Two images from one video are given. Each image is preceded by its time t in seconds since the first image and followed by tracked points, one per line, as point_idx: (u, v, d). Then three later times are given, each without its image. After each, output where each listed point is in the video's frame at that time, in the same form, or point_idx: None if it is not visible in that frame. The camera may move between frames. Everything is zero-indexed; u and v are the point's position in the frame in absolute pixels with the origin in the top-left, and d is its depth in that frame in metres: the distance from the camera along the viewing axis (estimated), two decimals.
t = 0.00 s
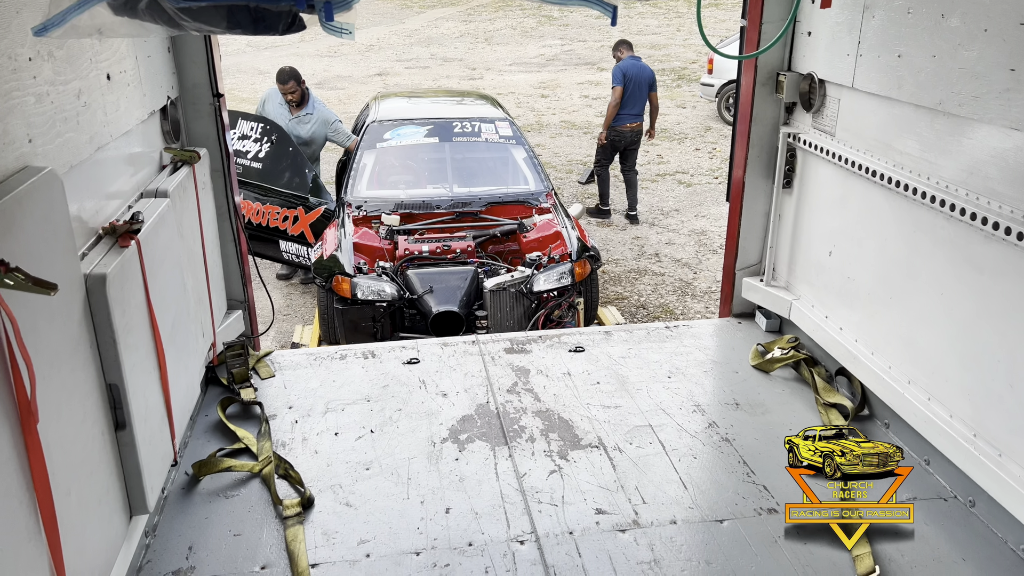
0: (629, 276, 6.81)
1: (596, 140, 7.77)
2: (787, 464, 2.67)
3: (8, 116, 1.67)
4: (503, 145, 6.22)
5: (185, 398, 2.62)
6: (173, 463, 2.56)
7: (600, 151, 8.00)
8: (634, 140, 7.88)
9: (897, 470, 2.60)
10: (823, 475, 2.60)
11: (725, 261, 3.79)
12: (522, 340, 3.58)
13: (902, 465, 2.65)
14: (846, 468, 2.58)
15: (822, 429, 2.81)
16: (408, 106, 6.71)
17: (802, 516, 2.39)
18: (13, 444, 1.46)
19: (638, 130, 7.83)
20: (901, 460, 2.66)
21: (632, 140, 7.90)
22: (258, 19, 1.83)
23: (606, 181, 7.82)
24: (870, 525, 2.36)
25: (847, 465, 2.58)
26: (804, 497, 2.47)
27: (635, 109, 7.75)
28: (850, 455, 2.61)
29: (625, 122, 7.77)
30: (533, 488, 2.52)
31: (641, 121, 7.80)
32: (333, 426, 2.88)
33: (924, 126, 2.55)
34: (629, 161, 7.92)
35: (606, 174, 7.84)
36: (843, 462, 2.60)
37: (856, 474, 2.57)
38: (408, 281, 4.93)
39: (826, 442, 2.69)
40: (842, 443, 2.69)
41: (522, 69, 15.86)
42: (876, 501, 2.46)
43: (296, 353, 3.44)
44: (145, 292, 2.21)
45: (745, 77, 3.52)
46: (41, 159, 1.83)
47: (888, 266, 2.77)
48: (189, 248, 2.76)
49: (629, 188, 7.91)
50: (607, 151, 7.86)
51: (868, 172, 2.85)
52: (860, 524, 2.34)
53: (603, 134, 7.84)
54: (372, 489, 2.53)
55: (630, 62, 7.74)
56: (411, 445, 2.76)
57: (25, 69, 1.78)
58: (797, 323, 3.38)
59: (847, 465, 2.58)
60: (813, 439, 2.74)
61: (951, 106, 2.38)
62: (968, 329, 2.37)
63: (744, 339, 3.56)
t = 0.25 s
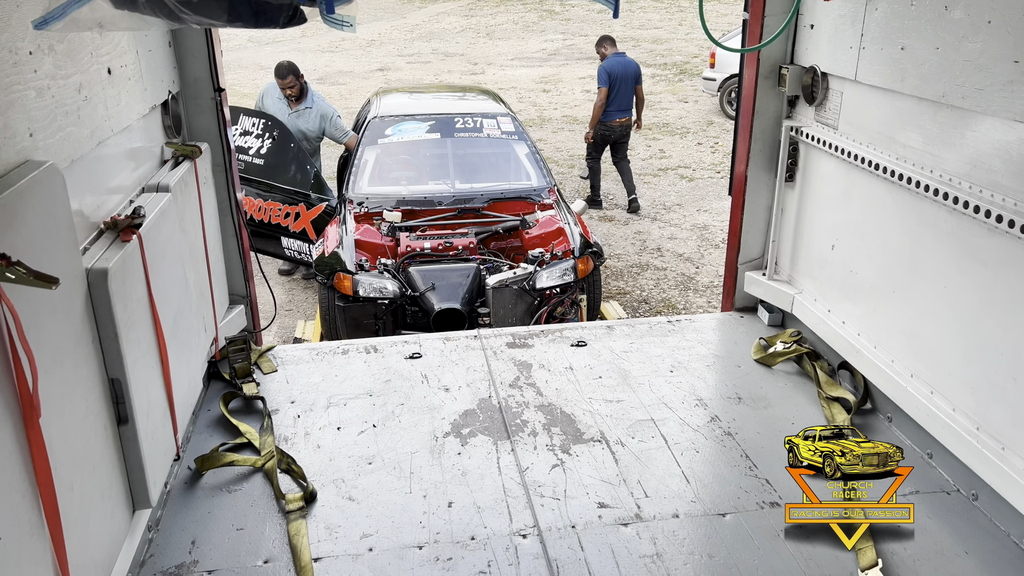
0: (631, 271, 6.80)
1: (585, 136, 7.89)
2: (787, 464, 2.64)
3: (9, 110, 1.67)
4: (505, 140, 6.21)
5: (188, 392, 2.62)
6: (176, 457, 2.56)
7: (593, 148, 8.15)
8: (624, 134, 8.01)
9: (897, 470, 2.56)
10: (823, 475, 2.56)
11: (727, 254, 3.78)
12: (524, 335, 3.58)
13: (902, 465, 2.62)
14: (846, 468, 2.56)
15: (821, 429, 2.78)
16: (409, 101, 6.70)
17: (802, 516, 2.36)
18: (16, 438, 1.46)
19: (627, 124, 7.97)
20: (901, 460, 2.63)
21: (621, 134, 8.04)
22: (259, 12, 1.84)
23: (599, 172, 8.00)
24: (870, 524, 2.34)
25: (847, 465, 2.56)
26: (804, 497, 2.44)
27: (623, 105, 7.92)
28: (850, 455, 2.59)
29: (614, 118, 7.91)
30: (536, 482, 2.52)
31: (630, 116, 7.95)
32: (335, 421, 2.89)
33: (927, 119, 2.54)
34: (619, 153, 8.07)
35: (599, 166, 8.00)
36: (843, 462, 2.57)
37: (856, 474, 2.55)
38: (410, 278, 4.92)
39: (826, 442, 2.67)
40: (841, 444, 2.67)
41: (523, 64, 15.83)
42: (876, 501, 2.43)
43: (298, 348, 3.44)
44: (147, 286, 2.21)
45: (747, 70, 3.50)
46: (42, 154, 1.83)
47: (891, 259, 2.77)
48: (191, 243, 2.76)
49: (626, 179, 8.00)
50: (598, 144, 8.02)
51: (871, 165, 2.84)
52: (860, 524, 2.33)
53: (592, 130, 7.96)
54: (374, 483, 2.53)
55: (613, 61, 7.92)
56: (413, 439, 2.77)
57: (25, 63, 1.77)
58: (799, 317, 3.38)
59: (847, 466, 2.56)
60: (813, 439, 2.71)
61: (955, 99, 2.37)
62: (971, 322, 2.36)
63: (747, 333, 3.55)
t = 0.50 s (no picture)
0: (633, 268, 6.80)
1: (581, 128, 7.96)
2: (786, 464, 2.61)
3: (12, 108, 1.67)
4: (507, 137, 6.20)
5: (191, 390, 2.62)
6: (179, 455, 2.56)
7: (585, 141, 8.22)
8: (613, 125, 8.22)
9: (897, 470, 2.54)
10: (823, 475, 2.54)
11: (730, 251, 3.78)
12: (527, 331, 3.58)
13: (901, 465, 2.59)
14: (846, 468, 2.52)
15: (821, 429, 2.74)
16: (411, 98, 6.70)
17: (802, 516, 2.34)
18: (19, 436, 1.47)
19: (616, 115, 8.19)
20: (901, 460, 2.60)
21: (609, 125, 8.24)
22: (261, 10, 1.81)
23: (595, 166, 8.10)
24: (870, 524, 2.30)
25: (847, 465, 2.53)
26: (804, 497, 2.41)
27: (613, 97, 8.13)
28: (850, 455, 2.56)
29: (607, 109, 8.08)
30: (538, 479, 2.53)
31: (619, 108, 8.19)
32: (338, 418, 2.89)
33: (930, 115, 2.54)
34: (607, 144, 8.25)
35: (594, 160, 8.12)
36: (843, 462, 2.54)
37: (856, 474, 2.52)
38: (413, 276, 4.91)
39: (826, 442, 2.64)
40: (841, 444, 2.63)
41: (525, 60, 15.81)
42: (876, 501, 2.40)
43: (301, 345, 3.44)
44: (149, 284, 2.21)
45: (750, 66, 3.49)
46: (45, 152, 1.83)
47: (894, 256, 2.76)
48: (193, 240, 2.76)
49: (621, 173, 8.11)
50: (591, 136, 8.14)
51: (873, 161, 2.83)
52: (861, 524, 2.30)
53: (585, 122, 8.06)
54: (377, 480, 2.53)
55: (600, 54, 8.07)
56: (416, 436, 2.77)
57: (28, 61, 1.77)
58: (802, 314, 3.37)
59: (847, 466, 2.53)
60: (813, 440, 2.67)
61: (958, 95, 2.36)
62: (974, 318, 2.35)
63: (749, 330, 3.55)
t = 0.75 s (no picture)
0: (635, 265, 6.79)
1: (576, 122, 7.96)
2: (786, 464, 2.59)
3: (13, 106, 1.67)
4: (509, 135, 6.19)
5: (192, 388, 2.63)
6: (181, 452, 2.57)
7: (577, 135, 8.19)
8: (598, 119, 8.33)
9: (896, 470, 2.52)
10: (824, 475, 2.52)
11: (732, 249, 3.78)
12: (528, 329, 3.58)
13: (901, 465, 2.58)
14: (846, 468, 2.51)
15: (821, 429, 2.71)
16: (413, 96, 6.69)
17: (802, 516, 2.33)
18: (21, 434, 1.47)
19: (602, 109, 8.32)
20: (901, 460, 2.59)
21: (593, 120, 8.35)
22: (262, 7, 1.80)
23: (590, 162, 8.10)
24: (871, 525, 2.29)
25: (847, 465, 2.52)
26: (804, 497, 2.40)
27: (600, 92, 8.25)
28: (850, 455, 2.54)
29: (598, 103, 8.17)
30: (540, 476, 2.53)
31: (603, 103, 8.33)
32: (340, 415, 2.89)
33: (932, 112, 2.53)
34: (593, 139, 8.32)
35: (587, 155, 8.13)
36: (843, 462, 2.53)
37: (856, 474, 2.51)
38: (414, 275, 4.92)
39: (826, 442, 2.62)
40: (841, 443, 2.62)
41: (527, 58, 15.79)
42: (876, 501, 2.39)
43: (302, 343, 3.44)
44: (151, 282, 2.22)
45: (751, 63, 3.49)
46: (46, 150, 1.83)
47: (896, 253, 2.76)
48: (194, 238, 2.76)
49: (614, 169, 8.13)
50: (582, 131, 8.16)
51: (875, 158, 2.83)
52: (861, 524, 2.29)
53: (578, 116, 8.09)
54: (379, 478, 2.53)
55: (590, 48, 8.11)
56: (418, 433, 2.77)
57: (29, 58, 1.78)
58: (804, 312, 3.37)
59: (847, 466, 2.52)
60: (813, 439, 2.65)
61: (960, 91, 2.36)
62: (976, 315, 2.35)
63: (751, 327, 3.55)
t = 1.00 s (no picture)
0: (638, 264, 6.79)
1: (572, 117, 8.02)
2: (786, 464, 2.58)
3: (16, 105, 1.68)
4: (512, 135, 6.19)
5: (195, 386, 2.63)
6: (184, 451, 2.57)
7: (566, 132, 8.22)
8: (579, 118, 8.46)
9: (896, 470, 2.52)
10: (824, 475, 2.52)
11: (734, 248, 3.78)
12: (531, 328, 3.58)
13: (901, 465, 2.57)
14: (846, 468, 2.51)
15: (821, 429, 2.70)
16: (415, 95, 6.69)
17: (802, 516, 2.32)
18: (25, 432, 1.47)
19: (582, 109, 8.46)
20: (901, 460, 2.58)
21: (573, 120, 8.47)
22: (265, 6, 1.80)
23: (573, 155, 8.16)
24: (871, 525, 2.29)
25: (847, 465, 2.51)
26: (804, 497, 2.40)
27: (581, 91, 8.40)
28: (850, 455, 2.54)
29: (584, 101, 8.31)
30: (543, 475, 2.53)
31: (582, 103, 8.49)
32: (343, 414, 2.89)
33: (935, 110, 2.52)
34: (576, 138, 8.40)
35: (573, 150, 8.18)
36: (843, 462, 2.52)
37: (856, 474, 2.50)
38: (417, 275, 4.90)
39: (826, 442, 2.61)
40: (841, 443, 2.61)
41: (529, 56, 15.77)
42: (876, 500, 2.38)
43: (305, 341, 3.44)
44: (154, 281, 2.22)
45: (755, 61, 3.48)
46: (50, 149, 1.83)
47: (899, 251, 2.75)
48: (197, 237, 2.76)
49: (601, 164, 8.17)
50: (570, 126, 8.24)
51: (878, 156, 2.82)
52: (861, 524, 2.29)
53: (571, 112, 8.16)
54: (382, 476, 2.54)
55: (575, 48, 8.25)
56: (421, 432, 2.77)
57: (32, 57, 1.78)
58: (807, 310, 3.36)
59: (847, 466, 2.51)
60: (813, 439, 2.64)
61: (964, 89, 2.35)
62: (979, 314, 2.35)
63: (754, 326, 3.54)
